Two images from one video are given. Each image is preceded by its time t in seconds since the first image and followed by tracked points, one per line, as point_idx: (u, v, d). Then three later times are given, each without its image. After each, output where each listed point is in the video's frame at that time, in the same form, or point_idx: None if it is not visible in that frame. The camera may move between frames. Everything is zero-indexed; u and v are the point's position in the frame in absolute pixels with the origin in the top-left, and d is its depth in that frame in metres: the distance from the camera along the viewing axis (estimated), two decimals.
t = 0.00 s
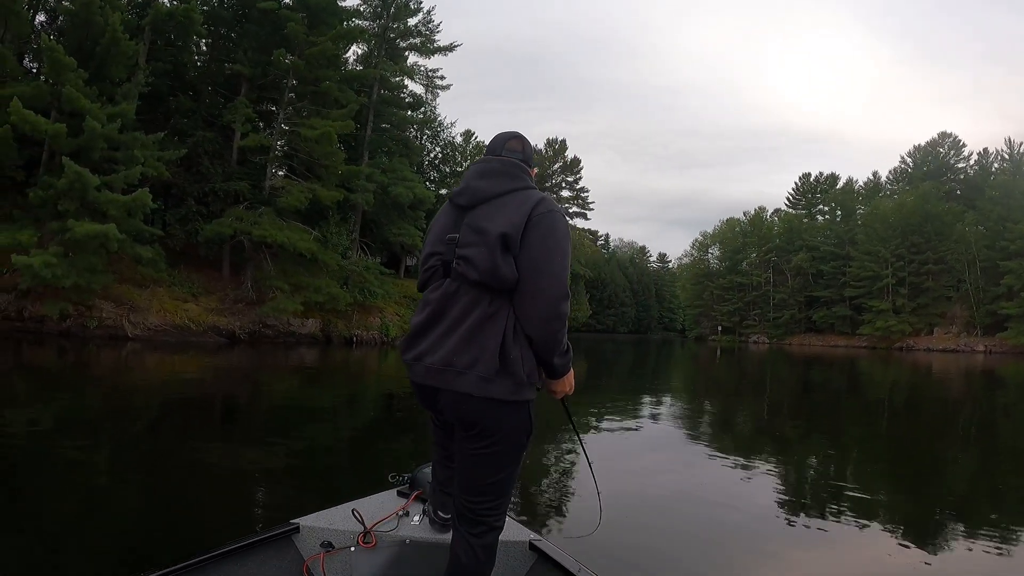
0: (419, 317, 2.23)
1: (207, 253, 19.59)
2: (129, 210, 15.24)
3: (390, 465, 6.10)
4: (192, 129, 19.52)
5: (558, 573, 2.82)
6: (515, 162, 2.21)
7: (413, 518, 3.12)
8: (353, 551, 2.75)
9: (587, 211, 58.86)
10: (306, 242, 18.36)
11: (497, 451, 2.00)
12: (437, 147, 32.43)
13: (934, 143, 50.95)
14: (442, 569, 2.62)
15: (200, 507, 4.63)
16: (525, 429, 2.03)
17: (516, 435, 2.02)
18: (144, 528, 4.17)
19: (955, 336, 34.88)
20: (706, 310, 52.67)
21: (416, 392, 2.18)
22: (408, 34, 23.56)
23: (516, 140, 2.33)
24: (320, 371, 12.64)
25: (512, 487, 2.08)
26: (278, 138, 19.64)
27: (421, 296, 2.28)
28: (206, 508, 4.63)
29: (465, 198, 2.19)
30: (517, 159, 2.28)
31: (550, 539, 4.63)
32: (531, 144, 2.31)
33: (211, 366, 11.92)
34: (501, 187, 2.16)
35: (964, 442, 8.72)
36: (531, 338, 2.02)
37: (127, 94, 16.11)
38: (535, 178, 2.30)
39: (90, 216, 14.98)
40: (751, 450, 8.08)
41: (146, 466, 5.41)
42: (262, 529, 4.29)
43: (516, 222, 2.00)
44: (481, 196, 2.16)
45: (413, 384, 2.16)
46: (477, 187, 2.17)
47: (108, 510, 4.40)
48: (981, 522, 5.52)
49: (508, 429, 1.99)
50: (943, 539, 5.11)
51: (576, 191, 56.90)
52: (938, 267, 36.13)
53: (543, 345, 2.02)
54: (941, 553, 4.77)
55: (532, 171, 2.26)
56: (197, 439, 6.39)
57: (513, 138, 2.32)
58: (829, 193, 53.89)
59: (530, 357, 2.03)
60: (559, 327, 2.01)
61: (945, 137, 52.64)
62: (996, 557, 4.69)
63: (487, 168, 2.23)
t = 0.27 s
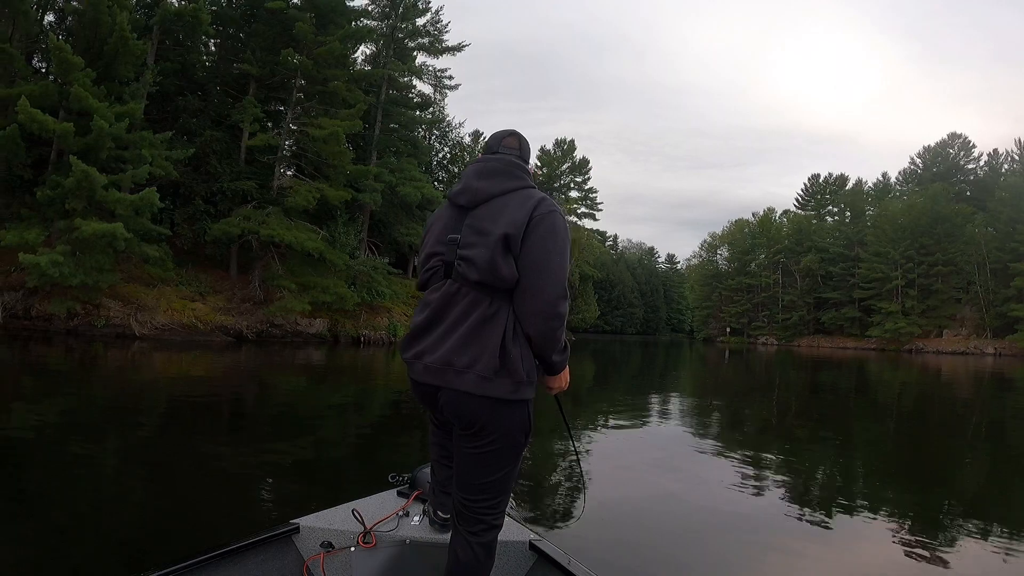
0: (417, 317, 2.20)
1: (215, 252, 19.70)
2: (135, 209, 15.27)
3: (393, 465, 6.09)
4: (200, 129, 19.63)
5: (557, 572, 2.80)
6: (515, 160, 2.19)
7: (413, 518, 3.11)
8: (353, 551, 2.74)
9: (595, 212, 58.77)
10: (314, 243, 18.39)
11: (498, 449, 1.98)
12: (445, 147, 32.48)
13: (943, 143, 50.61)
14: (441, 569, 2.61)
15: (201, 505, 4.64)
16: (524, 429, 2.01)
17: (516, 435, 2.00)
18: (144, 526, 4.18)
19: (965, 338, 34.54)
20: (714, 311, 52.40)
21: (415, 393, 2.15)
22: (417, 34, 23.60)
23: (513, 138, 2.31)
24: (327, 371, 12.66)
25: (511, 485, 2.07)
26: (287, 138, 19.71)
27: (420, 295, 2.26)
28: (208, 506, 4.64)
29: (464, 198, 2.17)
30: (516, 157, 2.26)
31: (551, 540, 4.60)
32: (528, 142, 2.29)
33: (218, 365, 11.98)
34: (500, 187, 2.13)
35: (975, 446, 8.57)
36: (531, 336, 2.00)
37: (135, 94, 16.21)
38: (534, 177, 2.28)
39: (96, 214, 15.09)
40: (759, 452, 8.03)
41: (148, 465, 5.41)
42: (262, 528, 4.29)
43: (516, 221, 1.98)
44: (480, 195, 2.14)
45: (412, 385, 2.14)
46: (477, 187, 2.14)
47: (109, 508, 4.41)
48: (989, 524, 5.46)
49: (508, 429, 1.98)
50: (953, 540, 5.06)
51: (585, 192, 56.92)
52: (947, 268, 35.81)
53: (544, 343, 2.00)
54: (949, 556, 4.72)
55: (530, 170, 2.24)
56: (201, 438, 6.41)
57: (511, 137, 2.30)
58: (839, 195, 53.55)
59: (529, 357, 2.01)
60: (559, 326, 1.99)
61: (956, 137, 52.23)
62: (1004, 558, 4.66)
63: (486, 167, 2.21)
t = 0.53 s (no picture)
0: (418, 321, 2.18)
1: (223, 253, 19.80)
2: (142, 210, 15.36)
3: (396, 466, 6.08)
4: (208, 130, 19.74)
5: (557, 572, 2.78)
6: (511, 159, 2.17)
7: (413, 517, 3.09)
8: (352, 551, 2.72)
9: (603, 213, 58.65)
10: (321, 244, 18.44)
11: (506, 452, 1.97)
12: (453, 148, 32.51)
13: (953, 143, 50.23)
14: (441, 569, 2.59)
15: (203, 506, 4.65)
16: (531, 430, 2.00)
17: (523, 436, 1.99)
18: (145, 526, 4.19)
19: (976, 340, 34.15)
20: (723, 312, 52.15)
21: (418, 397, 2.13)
22: (424, 35, 23.64)
23: (507, 136, 2.29)
24: (333, 372, 12.69)
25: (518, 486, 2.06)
26: (294, 140, 19.80)
27: (418, 299, 2.22)
28: (209, 506, 4.65)
29: (462, 200, 2.14)
30: (510, 156, 2.23)
31: (553, 541, 4.55)
32: (523, 140, 2.27)
33: (226, 366, 12.04)
34: (498, 187, 2.11)
35: (984, 447, 8.46)
36: (536, 337, 1.99)
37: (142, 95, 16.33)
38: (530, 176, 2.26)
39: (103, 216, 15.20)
40: (767, 453, 7.97)
41: (151, 465, 5.43)
42: (263, 528, 4.29)
43: (518, 223, 1.96)
44: (478, 196, 2.11)
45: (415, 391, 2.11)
46: (475, 187, 2.11)
47: (110, 508, 4.42)
48: (1000, 527, 5.39)
49: (517, 430, 1.96)
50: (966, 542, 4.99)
51: (593, 192, 56.84)
52: (957, 268, 35.44)
53: (549, 344, 1.99)
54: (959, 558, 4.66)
55: (527, 169, 2.22)
56: (206, 438, 6.43)
57: (505, 135, 2.27)
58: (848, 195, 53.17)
59: (534, 357, 2.00)
60: (562, 327, 1.98)
61: (964, 137, 51.85)
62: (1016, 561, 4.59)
63: (482, 168, 2.18)
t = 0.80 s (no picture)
0: (413, 321, 2.16)
1: (230, 256, 19.90)
2: (149, 213, 15.46)
3: (398, 468, 6.06)
4: (214, 133, 19.85)
5: (557, 572, 2.75)
6: (507, 157, 2.15)
7: (413, 518, 3.07)
8: (352, 551, 2.71)
9: (610, 214, 58.56)
10: (329, 247, 18.50)
11: (501, 453, 1.95)
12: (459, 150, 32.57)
13: (960, 141, 49.93)
14: (441, 569, 2.57)
15: (206, 507, 4.65)
16: (527, 430, 1.98)
17: (518, 437, 1.97)
18: (147, 528, 4.21)
19: (986, 339, 33.81)
20: (731, 313, 51.91)
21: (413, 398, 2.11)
22: (429, 38, 23.71)
23: (503, 134, 2.26)
24: (340, 374, 12.71)
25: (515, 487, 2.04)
26: (301, 142, 19.90)
27: (413, 299, 2.20)
28: (212, 508, 4.65)
29: (457, 199, 2.12)
30: (505, 153, 2.21)
31: (551, 541, 4.54)
32: (519, 137, 2.24)
33: (233, 369, 12.08)
34: (493, 187, 2.08)
35: (994, 448, 8.34)
36: (531, 338, 1.97)
37: (148, 99, 16.45)
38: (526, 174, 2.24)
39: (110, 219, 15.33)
40: (775, 453, 7.92)
41: (154, 467, 5.45)
42: (264, 530, 4.29)
43: (513, 222, 1.94)
44: (473, 196, 2.08)
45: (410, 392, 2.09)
46: (471, 186, 2.09)
47: (111, 510, 4.43)
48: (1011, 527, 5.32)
49: (511, 431, 1.95)
50: (972, 545, 4.91)
51: (599, 193, 56.75)
52: (966, 267, 35.13)
53: (544, 344, 1.98)
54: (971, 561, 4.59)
55: (523, 167, 2.20)
56: (210, 441, 6.45)
57: (500, 134, 2.25)
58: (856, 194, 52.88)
59: (530, 359, 1.99)
60: (558, 326, 1.96)
61: (972, 135, 51.44)
62: None
63: (477, 166, 2.16)
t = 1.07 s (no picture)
0: (414, 321, 2.14)
1: (238, 258, 20.00)
2: (156, 215, 15.55)
3: (401, 468, 6.04)
4: (221, 135, 19.96)
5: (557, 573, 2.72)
6: (511, 157, 2.12)
7: (413, 518, 3.05)
8: (351, 551, 2.69)
9: (618, 214, 58.44)
10: (337, 248, 18.54)
11: (502, 454, 1.93)
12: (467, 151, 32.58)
13: (969, 139, 49.49)
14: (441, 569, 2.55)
15: (208, 508, 4.66)
16: (528, 432, 1.96)
17: (520, 438, 1.95)
18: (149, 529, 4.21)
19: (997, 339, 33.39)
20: (740, 313, 51.65)
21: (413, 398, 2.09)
22: (436, 38, 23.72)
23: (506, 131, 2.23)
24: (347, 375, 12.74)
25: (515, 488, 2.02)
26: (308, 143, 19.98)
27: (414, 298, 2.18)
28: (214, 509, 4.66)
29: (460, 197, 2.09)
30: (508, 152, 2.18)
31: (552, 541, 4.51)
32: (522, 135, 2.21)
33: (241, 370, 12.14)
34: (496, 186, 2.06)
35: (1007, 448, 8.22)
36: (534, 339, 1.95)
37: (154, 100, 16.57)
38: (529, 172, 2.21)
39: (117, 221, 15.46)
40: (785, 454, 7.85)
41: (158, 468, 5.47)
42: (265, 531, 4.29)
43: (517, 222, 1.91)
44: (477, 195, 2.05)
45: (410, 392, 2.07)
46: (474, 186, 2.06)
47: (114, 512, 4.44)
48: None
49: (512, 431, 1.93)
50: (982, 548, 4.85)
51: (608, 193, 56.63)
52: (976, 266, 34.72)
53: (547, 345, 1.96)
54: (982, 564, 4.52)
55: (527, 166, 2.17)
56: (215, 442, 6.47)
57: (502, 132, 2.22)
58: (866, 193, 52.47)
59: (532, 360, 1.97)
60: (561, 328, 1.94)
61: (981, 133, 50.96)
62: None
63: (480, 165, 2.14)
